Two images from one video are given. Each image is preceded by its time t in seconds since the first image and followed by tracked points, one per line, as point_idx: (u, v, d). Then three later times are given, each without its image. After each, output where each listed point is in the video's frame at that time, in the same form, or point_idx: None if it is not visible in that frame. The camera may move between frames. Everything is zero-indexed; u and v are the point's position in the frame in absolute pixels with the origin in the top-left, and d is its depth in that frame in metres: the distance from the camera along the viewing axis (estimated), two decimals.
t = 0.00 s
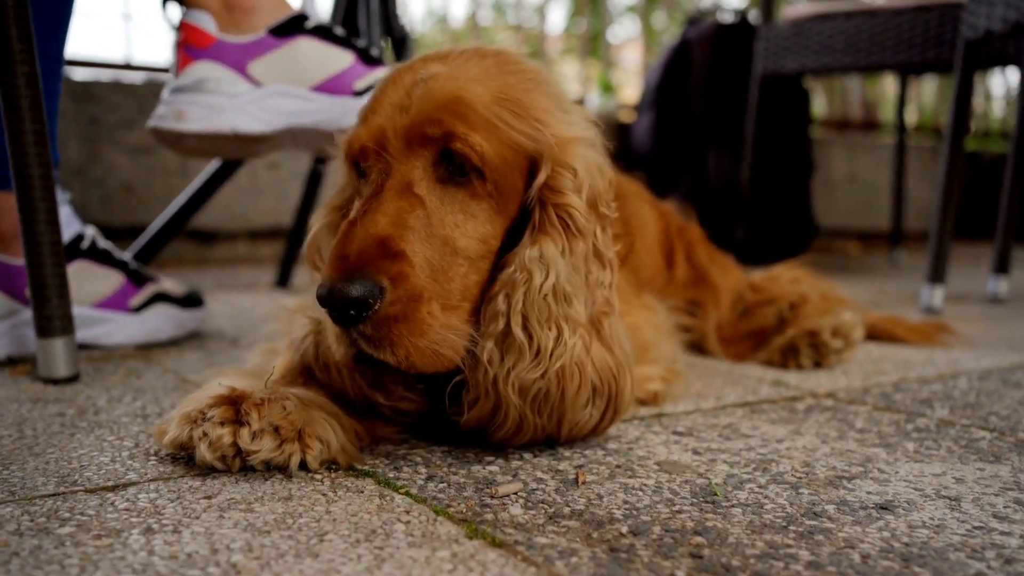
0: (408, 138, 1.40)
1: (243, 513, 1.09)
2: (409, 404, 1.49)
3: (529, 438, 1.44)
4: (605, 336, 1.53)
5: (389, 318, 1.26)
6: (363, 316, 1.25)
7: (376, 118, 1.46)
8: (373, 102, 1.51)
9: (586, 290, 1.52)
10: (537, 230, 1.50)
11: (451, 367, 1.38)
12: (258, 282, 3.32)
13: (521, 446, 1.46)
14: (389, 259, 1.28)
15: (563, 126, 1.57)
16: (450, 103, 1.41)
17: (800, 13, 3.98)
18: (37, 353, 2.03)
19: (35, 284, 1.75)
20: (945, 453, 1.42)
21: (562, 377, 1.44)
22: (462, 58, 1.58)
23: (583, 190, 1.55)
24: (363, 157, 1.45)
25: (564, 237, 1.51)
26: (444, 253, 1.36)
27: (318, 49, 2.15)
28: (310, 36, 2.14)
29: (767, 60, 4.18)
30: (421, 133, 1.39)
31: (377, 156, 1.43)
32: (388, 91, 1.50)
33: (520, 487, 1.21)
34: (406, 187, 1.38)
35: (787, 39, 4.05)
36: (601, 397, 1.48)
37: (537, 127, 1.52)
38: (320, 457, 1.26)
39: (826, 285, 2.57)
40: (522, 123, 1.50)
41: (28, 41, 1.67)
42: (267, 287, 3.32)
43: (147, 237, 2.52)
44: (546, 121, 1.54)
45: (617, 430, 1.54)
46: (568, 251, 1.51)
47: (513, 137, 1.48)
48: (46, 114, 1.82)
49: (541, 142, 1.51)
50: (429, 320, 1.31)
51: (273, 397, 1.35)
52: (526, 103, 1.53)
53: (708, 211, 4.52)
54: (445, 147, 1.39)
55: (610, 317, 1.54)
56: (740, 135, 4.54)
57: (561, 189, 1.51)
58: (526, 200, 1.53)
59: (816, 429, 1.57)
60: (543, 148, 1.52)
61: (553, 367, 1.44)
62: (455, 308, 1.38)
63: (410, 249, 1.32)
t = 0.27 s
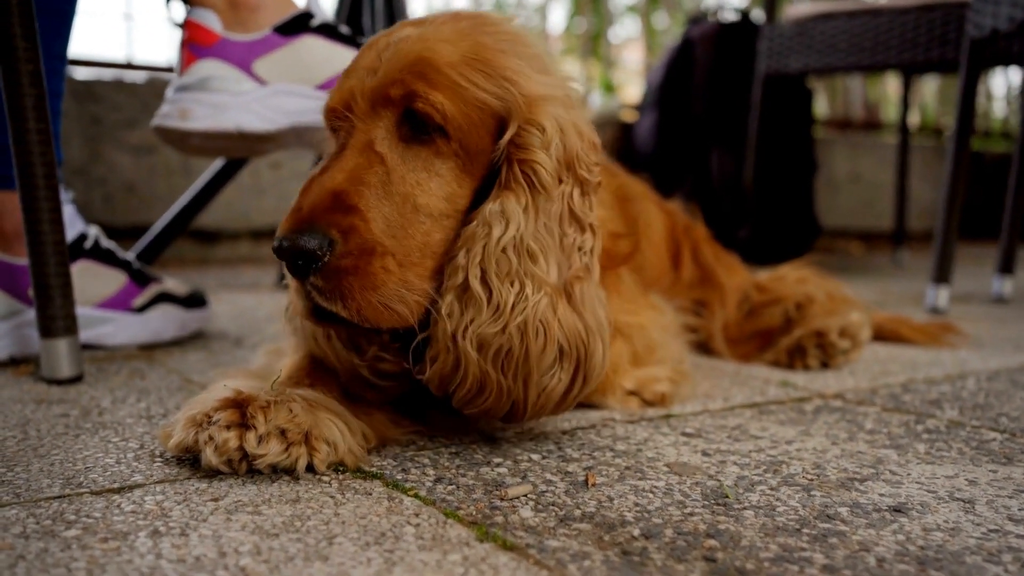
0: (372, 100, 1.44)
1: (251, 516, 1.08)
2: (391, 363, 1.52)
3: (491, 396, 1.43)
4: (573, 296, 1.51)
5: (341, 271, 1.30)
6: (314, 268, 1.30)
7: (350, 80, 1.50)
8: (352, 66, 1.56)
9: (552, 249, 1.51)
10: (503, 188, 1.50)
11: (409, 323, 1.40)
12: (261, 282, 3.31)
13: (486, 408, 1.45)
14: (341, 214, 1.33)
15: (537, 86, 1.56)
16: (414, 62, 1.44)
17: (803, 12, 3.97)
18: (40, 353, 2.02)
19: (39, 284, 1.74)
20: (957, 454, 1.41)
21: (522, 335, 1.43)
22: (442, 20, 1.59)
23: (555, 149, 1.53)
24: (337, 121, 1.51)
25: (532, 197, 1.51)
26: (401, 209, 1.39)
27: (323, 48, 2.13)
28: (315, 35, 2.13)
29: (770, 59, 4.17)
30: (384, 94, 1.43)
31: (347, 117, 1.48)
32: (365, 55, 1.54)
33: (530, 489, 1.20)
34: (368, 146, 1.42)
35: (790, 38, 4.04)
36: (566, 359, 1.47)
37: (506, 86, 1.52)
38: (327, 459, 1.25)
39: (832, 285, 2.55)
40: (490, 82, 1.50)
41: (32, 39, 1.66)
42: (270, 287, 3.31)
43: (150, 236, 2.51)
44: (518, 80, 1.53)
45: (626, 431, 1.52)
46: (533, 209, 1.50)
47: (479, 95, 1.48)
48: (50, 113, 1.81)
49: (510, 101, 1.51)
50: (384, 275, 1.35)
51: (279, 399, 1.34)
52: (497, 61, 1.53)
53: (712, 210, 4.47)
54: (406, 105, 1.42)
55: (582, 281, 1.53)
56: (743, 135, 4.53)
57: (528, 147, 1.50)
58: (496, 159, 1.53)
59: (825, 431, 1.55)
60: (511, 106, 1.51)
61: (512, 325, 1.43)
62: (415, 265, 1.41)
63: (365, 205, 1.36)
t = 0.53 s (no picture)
0: (343, 90, 1.46)
1: (259, 520, 1.07)
2: (373, 349, 1.51)
3: (455, 382, 1.47)
4: (540, 284, 1.53)
5: (309, 259, 1.32)
6: (282, 256, 1.32)
7: (324, 71, 1.52)
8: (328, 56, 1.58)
9: (520, 237, 1.53)
10: (472, 176, 1.52)
11: (377, 311, 1.42)
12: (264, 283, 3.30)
13: (452, 392, 1.49)
14: (310, 202, 1.34)
15: (508, 71, 1.57)
16: (383, 52, 1.46)
17: (806, 12, 3.96)
18: (44, 355, 2.01)
19: (43, 286, 1.73)
20: (967, 458, 1.40)
21: (485, 322, 1.46)
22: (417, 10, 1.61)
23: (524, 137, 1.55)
24: (311, 111, 1.53)
25: (500, 185, 1.53)
26: (370, 196, 1.40)
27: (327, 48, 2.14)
28: (319, 35, 2.14)
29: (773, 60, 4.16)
30: (354, 84, 1.45)
31: (320, 107, 1.50)
32: (339, 45, 1.56)
33: (539, 493, 1.19)
34: (338, 136, 1.44)
35: (793, 39, 4.03)
36: (532, 348, 1.50)
37: (476, 72, 1.53)
38: (335, 463, 1.24)
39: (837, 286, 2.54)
40: (460, 68, 1.52)
41: (36, 40, 1.66)
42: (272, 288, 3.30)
43: (153, 238, 2.51)
44: (487, 66, 1.55)
45: (633, 434, 1.52)
46: (500, 197, 1.52)
47: (449, 84, 1.50)
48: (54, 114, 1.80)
49: (479, 88, 1.53)
50: (353, 263, 1.36)
51: (285, 403, 1.33)
52: (467, 49, 1.54)
53: (715, 211, 4.50)
54: (376, 95, 1.43)
55: (554, 269, 1.54)
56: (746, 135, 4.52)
57: (497, 135, 1.52)
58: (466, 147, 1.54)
59: (834, 434, 1.55)
60: (480, 95, 1.53)
61: (476, 312, 1.46)
62: (385, 252, 1.42)
63: (334, 193, 1.37)
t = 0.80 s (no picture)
0: (328, 87, 1.47)
1: (260, 527, 1.07)
2: (363, 345, 1.52)
3: (444, 376, 1.47)
4: (527, 276, 1.51)
5: (292, 253, 1.33)
6: (266, 250, 1.34)
7: (313, 67, 1.54)
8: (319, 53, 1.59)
9: (506, 231, 1.52)
10: (457, 170, 1.51)
11: (363, 304, 1.43)
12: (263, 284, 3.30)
13: (440, 385, 1.48)
14: (293, 197, 1.36)
15: (493, 65, 1.56)
16: (366, 48, 1.46)
17: (806, 14, 3.95)
18: (43, 358, 2.01)
19: (43, 290, 1.73)
20: (970, 463, 1.39)
21: (470, 314, 1.46)
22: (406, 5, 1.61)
23: (509, 130, 1.55)
24: (301, 108, 1.55)
25: (486, 178, 1.52)
26: (353, 190, 1.40)
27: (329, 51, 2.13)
28: (320, 38, 2.14)
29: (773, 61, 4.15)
30: (338, 80, 1.46)
31: (309, 104, 1.52)
32: (329, 41, 1.57)
33: (542, 499, 1.18)
34: (323, 132, 1.45)
35: (793, 40, 4.02)
36: (520, 341, 1.49)
37: (460, 66, 1.52)
38: (336, 469, 1.23)
39: (838, 289, 2.54)
40: (444, 63, 1.51)
41: (37, 42, 1.65)
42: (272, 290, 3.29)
43: (153, 241, 2.50)
44: (472, 60, 1.54)
45: (635, 439, 1.51)
46: (485, 190, 1.52)
47: (433, 78, 1.50)
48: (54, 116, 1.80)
49: (463, 82, 1.52)
50: (336, 256, 1.37)
51: (286, 409, 1.33)
52: (453, 43, 1.53)
53: (715, 212, 4.51)
54: (359, 91, 1.44)
55: (543, 262, 1.53)
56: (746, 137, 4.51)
57: (481, 129, 1.51)
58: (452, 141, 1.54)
59: (836, 438, 1.54)
60: (465, 88, 1.52)
61: (460, 304, 1.46)
62: (370, 246, 1.43)
63: (317, 188, 1.38)
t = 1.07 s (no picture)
0: (319, 71, 1.48)
1: (266, 531, 1.07)
2: (349, 331, 1.53)
3: (421, 358, 1.45)
4: (509, 263, 1.50)
5: (276, 232, 1.33)
6: (249, 228, 1.34)
7: (308, 54, 1.56)
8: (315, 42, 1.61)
9: (489, 216, 1.52)
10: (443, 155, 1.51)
11: (344, 286, 1.43)
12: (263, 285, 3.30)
13: (419, 370, 1.47)
14: (279, 176, 1.36)
15: (485, 53, 1.57)
16: (359, 33, 1.48)
17: (805, 15, 3.96)
18: (45, 361, 2.01)
19: (45, 293, 1.73)
20: (972, 466, 1.40)
21: (449, 298, 1.45)
22: None
23: (497, 116, 1.54)
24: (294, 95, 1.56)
25: (472, 164, 1.52)
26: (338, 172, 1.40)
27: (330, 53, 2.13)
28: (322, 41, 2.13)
29: (772, 63, 4.15)
30: (329, 64, 1.47)
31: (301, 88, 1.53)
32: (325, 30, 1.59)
33: (546, 503, 1.19)
34: (313, 115, 1.46)
35: (791, 42, 4.02)
36: (498, 326, 1.47)
37: (451, 52, 1.54)
38: (341, 473, 1.24)
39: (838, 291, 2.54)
40: (435, 50, 1.52)
41: (39, 45, 1.65)
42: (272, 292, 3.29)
43: (154, 242, 2.50)
44: (464, 48, 1.55)
45: (638, 442, 1.51)
46: (471, 176, 1.52)
47: (422, 64, 1.51)
48: (56, 119, 1.80)
49: (453, 68, 1.53)
50: (319, 237, 1.36)
51: (290, 413, 1.33)
52: (445, 31, 1.55)
53: (715, 214, 4.48)
54: (350, 74, 1.45)
55: (527, 250, 1.51)
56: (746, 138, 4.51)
57: (469, 115, 1.52)
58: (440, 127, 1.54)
59: (838, 441, 1.55)
60: (454, 74, 1.53)
61: (440, 287, 1.45)
62: (353, 229, 1.43)
63: (304, 169, 1.38)
